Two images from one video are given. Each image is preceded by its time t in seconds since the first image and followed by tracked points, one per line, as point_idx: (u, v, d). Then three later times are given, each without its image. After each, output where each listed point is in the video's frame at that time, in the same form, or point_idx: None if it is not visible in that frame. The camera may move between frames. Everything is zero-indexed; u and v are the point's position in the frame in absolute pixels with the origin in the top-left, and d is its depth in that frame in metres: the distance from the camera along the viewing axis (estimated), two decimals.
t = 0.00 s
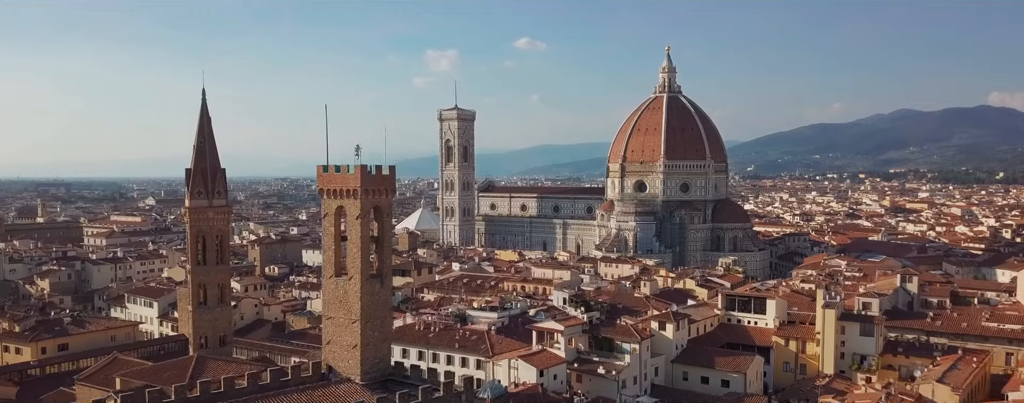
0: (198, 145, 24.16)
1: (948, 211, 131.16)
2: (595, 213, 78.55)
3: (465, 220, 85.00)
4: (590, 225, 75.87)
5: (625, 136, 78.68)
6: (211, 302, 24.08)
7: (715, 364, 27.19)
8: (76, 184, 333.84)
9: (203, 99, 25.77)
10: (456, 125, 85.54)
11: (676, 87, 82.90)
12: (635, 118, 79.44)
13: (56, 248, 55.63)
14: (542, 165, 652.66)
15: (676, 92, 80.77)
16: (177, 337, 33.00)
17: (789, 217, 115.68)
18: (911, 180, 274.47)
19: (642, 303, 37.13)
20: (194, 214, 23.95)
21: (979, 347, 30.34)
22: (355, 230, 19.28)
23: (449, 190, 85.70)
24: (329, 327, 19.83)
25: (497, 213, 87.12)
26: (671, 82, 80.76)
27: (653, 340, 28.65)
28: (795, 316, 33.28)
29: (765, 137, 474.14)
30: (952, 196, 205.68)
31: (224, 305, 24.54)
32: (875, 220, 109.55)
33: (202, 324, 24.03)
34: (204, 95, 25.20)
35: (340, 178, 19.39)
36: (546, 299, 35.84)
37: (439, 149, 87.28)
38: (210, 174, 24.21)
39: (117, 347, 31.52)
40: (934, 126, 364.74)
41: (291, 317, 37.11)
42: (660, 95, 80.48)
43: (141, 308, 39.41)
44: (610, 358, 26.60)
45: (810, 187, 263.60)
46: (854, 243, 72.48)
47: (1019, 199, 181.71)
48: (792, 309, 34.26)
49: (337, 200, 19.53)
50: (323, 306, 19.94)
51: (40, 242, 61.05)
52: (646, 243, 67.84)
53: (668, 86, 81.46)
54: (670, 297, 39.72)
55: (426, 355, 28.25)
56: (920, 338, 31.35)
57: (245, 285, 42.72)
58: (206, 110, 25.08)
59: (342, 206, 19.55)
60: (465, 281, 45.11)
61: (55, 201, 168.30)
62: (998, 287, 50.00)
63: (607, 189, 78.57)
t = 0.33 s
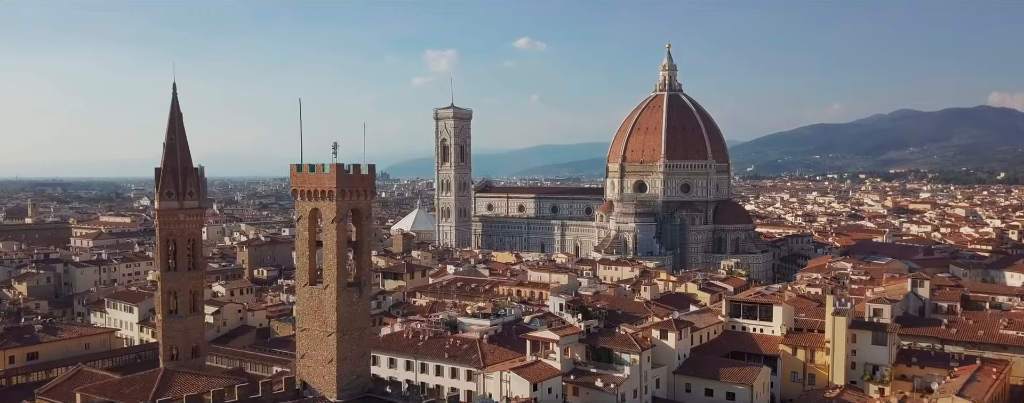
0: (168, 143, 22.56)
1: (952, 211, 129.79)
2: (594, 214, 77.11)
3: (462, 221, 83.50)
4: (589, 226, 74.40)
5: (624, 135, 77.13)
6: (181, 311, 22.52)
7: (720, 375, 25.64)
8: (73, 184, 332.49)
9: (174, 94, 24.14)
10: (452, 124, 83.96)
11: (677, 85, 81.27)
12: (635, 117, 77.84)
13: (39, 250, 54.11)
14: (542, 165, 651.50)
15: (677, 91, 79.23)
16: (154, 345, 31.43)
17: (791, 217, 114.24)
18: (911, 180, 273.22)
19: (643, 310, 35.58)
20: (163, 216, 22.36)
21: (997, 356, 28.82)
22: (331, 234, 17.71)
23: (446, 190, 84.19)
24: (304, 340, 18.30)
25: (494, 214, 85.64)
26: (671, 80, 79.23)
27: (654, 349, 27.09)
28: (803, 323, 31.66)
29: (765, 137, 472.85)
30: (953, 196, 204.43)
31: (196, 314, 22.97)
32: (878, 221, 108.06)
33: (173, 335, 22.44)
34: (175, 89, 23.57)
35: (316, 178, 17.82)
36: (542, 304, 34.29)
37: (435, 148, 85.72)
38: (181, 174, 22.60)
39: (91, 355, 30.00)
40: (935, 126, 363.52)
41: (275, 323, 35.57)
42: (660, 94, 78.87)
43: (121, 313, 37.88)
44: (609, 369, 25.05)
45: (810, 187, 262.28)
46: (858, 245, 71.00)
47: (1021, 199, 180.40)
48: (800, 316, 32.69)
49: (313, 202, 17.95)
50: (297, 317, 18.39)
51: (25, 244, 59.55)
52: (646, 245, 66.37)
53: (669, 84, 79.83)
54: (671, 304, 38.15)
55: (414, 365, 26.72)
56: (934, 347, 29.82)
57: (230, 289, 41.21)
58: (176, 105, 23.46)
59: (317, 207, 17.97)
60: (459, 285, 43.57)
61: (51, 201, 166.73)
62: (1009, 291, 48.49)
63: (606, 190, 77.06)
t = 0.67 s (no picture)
0: (134, 140, 21.03)
1: (955, 213, 128.19)
2: (593, 215, 75.62)
3: (458, 222, 81.95)
4: (588, 228, 72.90)
5: (624, 135, 75.60)
6: (148, 320, 20.98)
7: (726, 387, 24.08)
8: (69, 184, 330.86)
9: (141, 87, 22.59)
10: (448, 123, 82.39)
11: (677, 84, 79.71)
12: (635, 116, 76.31)
13: (21, 252, 52.51)
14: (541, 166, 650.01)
15: (678, 90, 77.67)
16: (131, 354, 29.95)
17: (792, 219, 112.69)
18: (912, 181, 271.78)
19: (643, 317, 34.00)
20: (129, 219, 20.83)
21: (1015, 366, 27.33)
22: (302, 239, 16.21)
23: (441, 191, 82.63)
24: (274, 354, 16.76)
25: (491, 215, 84.07)
26: (672, 79, 77.67)
27: (654, 361, 25.57)
28: (812, 331, 30.15)
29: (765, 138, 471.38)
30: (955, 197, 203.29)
31: (164, 324, 21.42)
32: (881, 222, 106.61)
33: (139, 347, 20.89)
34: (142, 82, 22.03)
35: (284, 178, 16.32)
36: (537, 311, 32.72)
37: (431, 148, 84.18)
38: (148, 174, 21.10)
39: (61, 365, 28.49)
40: (935, 126, 361.93)
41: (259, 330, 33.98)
42: (660, 93, 77.31)
43: (98, 319, 36.33)
44: (606, 382, 23.50)
45: (811, 187, 260.65)
46: (862, 248, 69.58)
47: None
48: (808, 323, 31.12)
49: (282, 204, 16.43)
50: (265, 329, 16.83)
51: (7, 246, 57.97)
52: (646, 248, 64.84)
53: (669, 83, 78.28)
54: (673, 310, 36.54)
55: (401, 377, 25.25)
56: (949, 356, 28.34)
57: (215, 294, 39.67)
58: (143, 100, 21.93)
59: (287, 210, 16.43)
60: (452, 289, 42.02)
61: (46, 202, 165.41)
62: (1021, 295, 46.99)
63: (605, 191, 75.57)
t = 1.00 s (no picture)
0: (90, 137, 19.34)
1: (960, 214, 126.44)
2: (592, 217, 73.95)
3: (453, 224, 80.58)
4: (587, 230, 71.20)
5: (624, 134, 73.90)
6: (105, 332, 19.30)
7: None
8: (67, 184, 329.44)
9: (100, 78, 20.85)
10: (443, 122, 80.75)
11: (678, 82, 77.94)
12: (635, 115, 74.62)
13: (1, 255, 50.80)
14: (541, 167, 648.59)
15: (678, 88, 75.95)
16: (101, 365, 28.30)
17: (794, 220, 110.92)
18: (914, 182, 270.21)
19: (642, 325, 32.38)
20: (83, 223, 19.16)
21: None
22: (262, 247, 14.53)
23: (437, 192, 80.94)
24: (232, 374, 15.08)
25: (488, 217, 82.26)
26: (673, 77, 75.91)
27: (654, 374, 23.89)
28: (821, 341, 28.43)
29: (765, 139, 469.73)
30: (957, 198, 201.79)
31: (123, 335, 19.73)
32: (885, 224, 104.89)
33: (95, 361, 19.20)
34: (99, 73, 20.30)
35: (243, 178, 14.62)
36: (531, 318, 31.03)
37: (426, 148, 82.51)
38: (105, 173, 19.43)
39: (24, 376, 26.81)
40: (936, 128, 360.20)
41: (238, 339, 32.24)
42: (660, 91, 75.59)
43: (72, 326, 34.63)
44: (603, 399, 21.82)
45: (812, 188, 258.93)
46: (867, 250, 67.91)
47: None
48: (816, 331, 29.35)
49: (241, 208, 14.73)
50: (223, 345, 15.14)
51: None
52: (647, 250, 63.20)
53: (670, 81, 76.52)
54: (675, 317, 34.84)
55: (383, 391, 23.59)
56: (969, 368, 26.64)
57: (196, 299, 37.95)
58: (101, 92, 20.20)
59: (246, 214, 14.74)
60: (445, 294, 40.32)
61: (43, 203, 163.62)
62: None
63: (604, 192, 73.93)
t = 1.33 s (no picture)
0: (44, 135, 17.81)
1: (963, 216, 125.04)
2: (591, 218, 72.55)
3: (450, 225, 78.45)
4: (586, 232, 69.70)
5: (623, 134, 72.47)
6: (59, 345, 17.82)
7: None
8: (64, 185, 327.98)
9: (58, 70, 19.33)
10: (439, 122, 79.31)
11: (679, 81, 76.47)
12: (634, 115, 73.20)
13: None
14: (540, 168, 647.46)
15: (679, 87, 74.42)
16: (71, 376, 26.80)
17: (796, 222, 109.47)
18: (915, 183, 269.09)
19: (643, 333, 30.95)
20: (37, 227, 17.68)
21: None
22: (219, 256, 13.09)
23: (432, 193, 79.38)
24: (187, 393, 13.60)
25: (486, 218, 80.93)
26: (673, 75, 74.35)
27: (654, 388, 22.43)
28: (830, 350, 26.96)
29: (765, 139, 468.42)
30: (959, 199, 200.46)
31: (80, 348, 18.25)
32: (888, 226, 103.50)
33: (49, 377, 17.73)
34: (56, 63, 18.76)
35: (197, 179, 13.17)
36: (525, 327, 29.55)
37: (422, 147, 80.95)
38: (61, 173, 17.83)
39: None
40: (936, 128, 358.65)
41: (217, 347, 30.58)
42: (661, 90, 74.13)
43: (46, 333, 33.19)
44: None
45: (813, 189, 257.27)
46: (872, 253, 66.50)
47: None
48: (825, 339, 27.88)
49: (196, 212, 13.28)
50: (178, 363, 13.65)
51: None
52: (647, 253, 61.72)
53: (671, 80, 75.08)
54: (676, 324, 33.38)
55: None
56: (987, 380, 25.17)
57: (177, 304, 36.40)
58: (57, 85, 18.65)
59: (203, 218, 13.29)
60: (438, 299, 38.84)
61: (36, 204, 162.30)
62: None
63: (604, 193, 72.62)
